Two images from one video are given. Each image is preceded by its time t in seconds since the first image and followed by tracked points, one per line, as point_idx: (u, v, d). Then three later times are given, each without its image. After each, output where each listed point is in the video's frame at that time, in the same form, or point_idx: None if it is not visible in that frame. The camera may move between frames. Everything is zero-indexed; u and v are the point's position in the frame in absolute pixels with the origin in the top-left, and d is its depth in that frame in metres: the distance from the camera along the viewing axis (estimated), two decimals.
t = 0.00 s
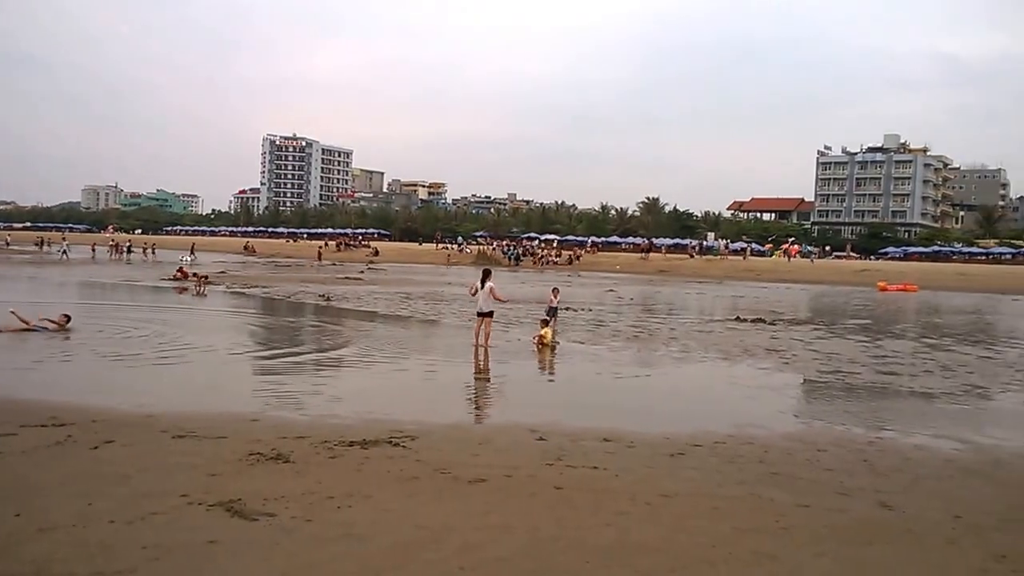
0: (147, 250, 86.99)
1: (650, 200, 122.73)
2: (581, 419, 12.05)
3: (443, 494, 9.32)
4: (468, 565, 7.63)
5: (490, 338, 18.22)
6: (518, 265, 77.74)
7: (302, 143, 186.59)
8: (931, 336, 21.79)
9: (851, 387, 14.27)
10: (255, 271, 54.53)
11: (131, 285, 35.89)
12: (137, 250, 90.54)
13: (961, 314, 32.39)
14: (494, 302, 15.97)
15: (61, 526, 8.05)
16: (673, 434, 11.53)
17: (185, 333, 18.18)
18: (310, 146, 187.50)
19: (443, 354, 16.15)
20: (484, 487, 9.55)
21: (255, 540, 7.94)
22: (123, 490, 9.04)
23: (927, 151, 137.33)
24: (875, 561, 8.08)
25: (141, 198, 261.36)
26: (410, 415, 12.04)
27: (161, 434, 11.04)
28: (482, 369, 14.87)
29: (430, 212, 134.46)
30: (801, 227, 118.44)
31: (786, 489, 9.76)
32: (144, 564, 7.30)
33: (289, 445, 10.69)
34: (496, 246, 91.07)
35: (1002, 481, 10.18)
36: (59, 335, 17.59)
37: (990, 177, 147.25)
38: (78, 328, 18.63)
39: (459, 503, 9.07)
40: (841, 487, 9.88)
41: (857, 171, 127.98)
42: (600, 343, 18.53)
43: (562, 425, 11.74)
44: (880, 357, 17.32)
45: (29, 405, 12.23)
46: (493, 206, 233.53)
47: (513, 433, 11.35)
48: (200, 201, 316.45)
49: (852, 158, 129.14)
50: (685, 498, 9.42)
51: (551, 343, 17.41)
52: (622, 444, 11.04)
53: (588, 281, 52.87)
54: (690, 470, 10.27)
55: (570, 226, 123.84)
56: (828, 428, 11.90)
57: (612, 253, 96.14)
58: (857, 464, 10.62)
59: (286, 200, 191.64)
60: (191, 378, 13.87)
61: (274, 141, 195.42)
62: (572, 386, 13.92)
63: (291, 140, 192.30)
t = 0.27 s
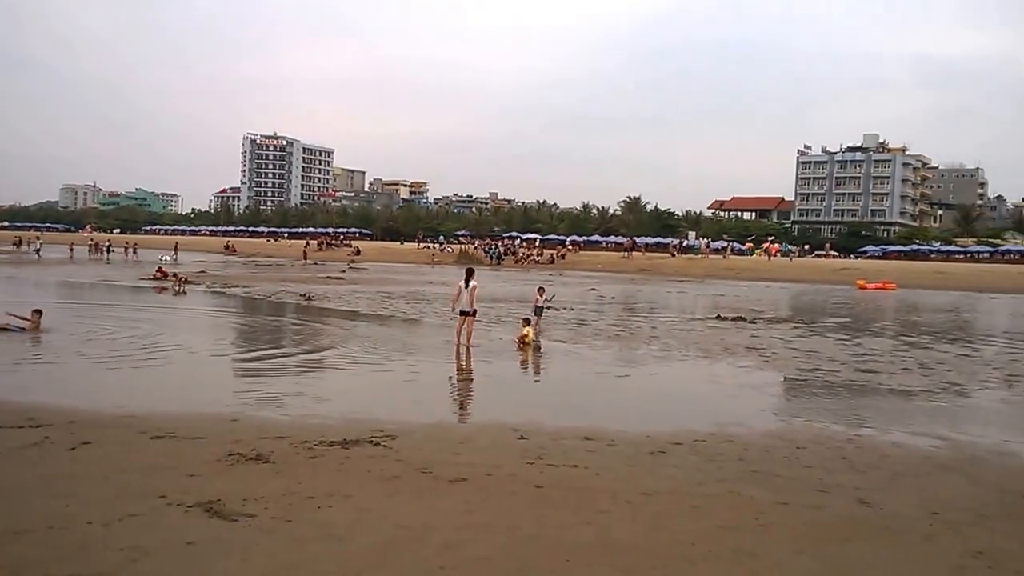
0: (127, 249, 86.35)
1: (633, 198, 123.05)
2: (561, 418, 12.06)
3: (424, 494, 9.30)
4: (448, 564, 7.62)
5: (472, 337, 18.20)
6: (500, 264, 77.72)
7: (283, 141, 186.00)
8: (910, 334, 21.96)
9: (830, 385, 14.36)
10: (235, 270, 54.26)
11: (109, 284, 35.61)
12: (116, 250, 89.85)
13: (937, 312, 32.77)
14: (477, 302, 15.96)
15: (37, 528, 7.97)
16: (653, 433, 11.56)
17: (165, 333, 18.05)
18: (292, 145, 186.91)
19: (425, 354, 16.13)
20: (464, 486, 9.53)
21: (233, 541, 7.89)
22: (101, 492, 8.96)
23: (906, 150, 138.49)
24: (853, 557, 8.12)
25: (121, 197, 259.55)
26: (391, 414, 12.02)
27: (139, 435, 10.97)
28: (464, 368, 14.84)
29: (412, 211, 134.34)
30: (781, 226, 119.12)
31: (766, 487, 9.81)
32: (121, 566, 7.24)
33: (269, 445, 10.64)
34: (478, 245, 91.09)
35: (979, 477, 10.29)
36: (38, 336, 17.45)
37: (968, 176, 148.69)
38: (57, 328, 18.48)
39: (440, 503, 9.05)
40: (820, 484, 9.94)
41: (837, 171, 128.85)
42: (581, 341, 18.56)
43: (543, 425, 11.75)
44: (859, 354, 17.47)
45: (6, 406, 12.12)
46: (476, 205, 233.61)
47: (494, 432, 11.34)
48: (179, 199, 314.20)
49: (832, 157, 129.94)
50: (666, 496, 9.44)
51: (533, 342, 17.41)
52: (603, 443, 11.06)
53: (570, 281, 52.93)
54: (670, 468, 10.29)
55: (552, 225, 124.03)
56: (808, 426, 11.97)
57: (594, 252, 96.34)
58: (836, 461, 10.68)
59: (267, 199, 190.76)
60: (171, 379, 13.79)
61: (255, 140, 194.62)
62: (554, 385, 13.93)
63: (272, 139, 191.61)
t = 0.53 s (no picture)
0: (105, 248, 85.63)
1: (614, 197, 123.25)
2: (543, 417, 12.06)
3: (405, 493, 9.28)
4: (428, 564, 7.60)
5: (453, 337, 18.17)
6: (481, 263, 77.63)
7: (263, 140, 184.94)
8: (889, 332, 22.14)
9: (810, 383, 14.45)
10: (215, 270, 53.90)
11: (86, 284, 35.27)
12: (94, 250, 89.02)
13: (916, 310, 32.99)
14: (458, 301, 15.91)
15: (14, 530, 7.90)
16: (634, 431, 11.58)
17: (144, 334, 17.90)
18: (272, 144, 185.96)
19: (407, 353, 16.08)
20: (445, 485, 9.52)
21: (213, 542, 7.84)
22: (79, 493, 8.88)
23: (885, 149, 139.48)
24: (833, 554, 8.18)
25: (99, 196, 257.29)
26: (372, 414, 11.99)
27: (117, 436, 10.87)
28: (445, 368, 14.81)
29: (393, 210, 134.01)
30: (762, 225, 119.66)
31: (746, 484, 9.86)
32: (99, 569, 7.18)
33: (250, 445, 10.58)
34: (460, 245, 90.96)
35: (956, 473, 10.39)
36: (15, 336, 17.27)
37: (946, 176, 150.01)
38: (34, 328, 18.30)
39: (421, 502, 9.03)
40: (799, 481, 10.01)
41: (816, 170, 129.57)
42: (563, 340, 18.57)
43: (524, 424, 11.74)
44: (838, 353, 17.57)
45: None
46: (458, 204, 233.30)
47: (476, 431, 11.33)
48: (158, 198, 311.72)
49: (811, 157, 130.63)
50: (647, 495, 9.46)
51: (515, 341, 17.40)
52: (584, 442, 11.07)
53: (553, 280, 52.91)
54: (651, 466, 10.32)
55: (534, 224, 124.03)
56: (788, 424, 12.03)
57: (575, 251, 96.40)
58: (815, 458, 10.75)
59: (247, 198, 189.58)
60: (151, 379, 13.70)
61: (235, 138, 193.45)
62: (535, 384, 13.93)
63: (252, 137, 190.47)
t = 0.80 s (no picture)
0: (83, 248, 84.83)
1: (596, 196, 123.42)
2: (526, 415, 12.07)
3: (386, 493, 9.25)
4: (407, 564, 7.58)
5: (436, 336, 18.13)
6: (463, 262, 77.55)
7: (243, 138, 183.92)
8: (868, 330, 22.31)
9: (790, 380, 14.54)
10: (195, 269, 53.55)
11: (65, 284, 34.94)
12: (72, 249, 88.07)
13: (895, 308, 33.32)
14: (440, 299, 15.87)
15: None
16: (615, 429, 11.61)
17: (123, 334, 17.74)
18: (252, 142, 184.96)
19: (389, 352, 16.03)
20: (426, 485, 9.51)
21: (193, 544, 7.79)
22: (57, 496, 8.80)
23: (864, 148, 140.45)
24: (811, 551, 8.22)
25: (77, 194, 254.88)
26: (353, 413, 11.94)
27: (95, 437, 10.78)
28: (427, 367, 14.77)
29: (375, 209, 133.71)
30: (742, 223, 120.23)
31: (726, 482, 9.91)
32: (76, 571, 7.13)
33: (229, 446, 10.53)
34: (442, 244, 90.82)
35: (933, 469, 10.50)
36: None
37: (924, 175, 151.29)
38: (11, 330, 18.10)
39: (401, 503, 9.00)
40: (779, 478, 10.07)
41: (796, 169, 130.26)
42: (545, 339, 18.59)
43: (505, 423, 11.73)
44: (818, 350, 17.69)
45: None
46: (439, 203, 233.03)
47: (458, 430, 11.32)
48: (136, 196, 309.23)
49: (791, 156, 131.27)
50: (628, 493, 9.49)
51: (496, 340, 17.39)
52: (566, 440, 11.10)
53: (535, 279, 52.92)
54: (632, 465, 10.33)
55: (516, 223, 124.10)
56: (768, 422, 12.10)
57: (557, 250, 96.49)
58: (795, 455, 10.81)
59: (227, 196, 188.39)
60: (131, 380, 13.59)
61: (215, 136, 192.28)
62: (517, 382, 13.92)
63: (232, 135, 189.40)
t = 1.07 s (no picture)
0: (60, 247, 84.02)
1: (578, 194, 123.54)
2: (506, 414, 12.07)
3: (366, 492, 9.23)
4: (387, 564, 7.57)
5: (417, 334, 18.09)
6: (445, 261, 77.43)
7: (223, 136, 182.77)
8: (846, 328, 22.47)
9: (770, 378, 14.62)
10: (174, 268, 53.12)
11: (41, 284, 34.59)
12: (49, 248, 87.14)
13: (874, 306, 33.58)
14: (420, 298, 15.83)
15: None
16: (596, 428, 11.63)
17: (101, 334, 17.58)
18: (232, 140, 183.81)
19: (369, 352, 15.99)
20: (406, 484, 9.50)
21: (170, 546, 7.74)
22: (33, 498, 8.72)
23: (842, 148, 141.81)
24: (789, 548, 8.29)
25: (54, 192, 252.37)
26: (333, 413, 11.91)
27: (71, 439, 10.68)
28: (408, 367, 14.74)
29: (356, 207, 133.26)
30: (723, 222, 120.77)
31: (706, 479, 9.96)
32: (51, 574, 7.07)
33: (208, 446, 10.47)
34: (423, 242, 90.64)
35: (911, 466, 10.60)
36: None
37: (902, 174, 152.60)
38: None
39: (382, 502, 8.99)
40: (758, 476, 10.13)
41: (776, 168, 131.17)
42: (527, 338, 18.60)
43: (486, 421, 11.73)
44: (797, 349, 17.80)
45: None
46: (421, 201, 232.59)
47: (438, 429, 11.31)
48: (114, 194, 306.51)
49: (771, 155, 132.25)
50: (607, 491, 9.52)
51: (477, 338, 17.38)
52: (547, 439, 11.11)
53: (518, 277, 52.94)
54: (613, 463, 10.36)
55: (498, 221, 124.05)
56: (748, 419, 12.18)
57: (539, 249, 96.55)
58: (774, 453, 10.88)
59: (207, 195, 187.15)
60: (109, 380, 13.48)
61: (195, 134, 190.93)
62: (498, 381, 13.92)
63: (212, 133, 188.16)
